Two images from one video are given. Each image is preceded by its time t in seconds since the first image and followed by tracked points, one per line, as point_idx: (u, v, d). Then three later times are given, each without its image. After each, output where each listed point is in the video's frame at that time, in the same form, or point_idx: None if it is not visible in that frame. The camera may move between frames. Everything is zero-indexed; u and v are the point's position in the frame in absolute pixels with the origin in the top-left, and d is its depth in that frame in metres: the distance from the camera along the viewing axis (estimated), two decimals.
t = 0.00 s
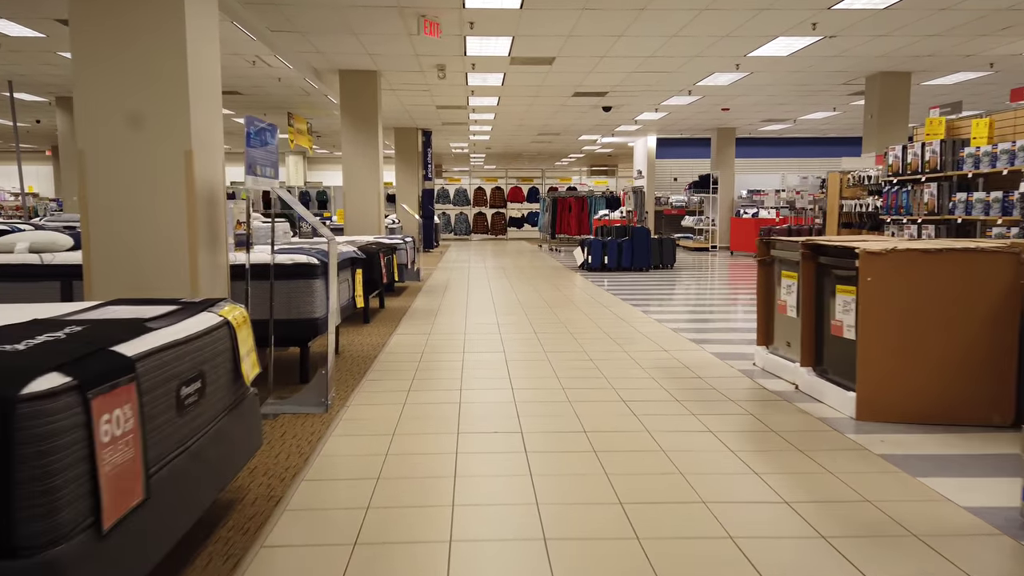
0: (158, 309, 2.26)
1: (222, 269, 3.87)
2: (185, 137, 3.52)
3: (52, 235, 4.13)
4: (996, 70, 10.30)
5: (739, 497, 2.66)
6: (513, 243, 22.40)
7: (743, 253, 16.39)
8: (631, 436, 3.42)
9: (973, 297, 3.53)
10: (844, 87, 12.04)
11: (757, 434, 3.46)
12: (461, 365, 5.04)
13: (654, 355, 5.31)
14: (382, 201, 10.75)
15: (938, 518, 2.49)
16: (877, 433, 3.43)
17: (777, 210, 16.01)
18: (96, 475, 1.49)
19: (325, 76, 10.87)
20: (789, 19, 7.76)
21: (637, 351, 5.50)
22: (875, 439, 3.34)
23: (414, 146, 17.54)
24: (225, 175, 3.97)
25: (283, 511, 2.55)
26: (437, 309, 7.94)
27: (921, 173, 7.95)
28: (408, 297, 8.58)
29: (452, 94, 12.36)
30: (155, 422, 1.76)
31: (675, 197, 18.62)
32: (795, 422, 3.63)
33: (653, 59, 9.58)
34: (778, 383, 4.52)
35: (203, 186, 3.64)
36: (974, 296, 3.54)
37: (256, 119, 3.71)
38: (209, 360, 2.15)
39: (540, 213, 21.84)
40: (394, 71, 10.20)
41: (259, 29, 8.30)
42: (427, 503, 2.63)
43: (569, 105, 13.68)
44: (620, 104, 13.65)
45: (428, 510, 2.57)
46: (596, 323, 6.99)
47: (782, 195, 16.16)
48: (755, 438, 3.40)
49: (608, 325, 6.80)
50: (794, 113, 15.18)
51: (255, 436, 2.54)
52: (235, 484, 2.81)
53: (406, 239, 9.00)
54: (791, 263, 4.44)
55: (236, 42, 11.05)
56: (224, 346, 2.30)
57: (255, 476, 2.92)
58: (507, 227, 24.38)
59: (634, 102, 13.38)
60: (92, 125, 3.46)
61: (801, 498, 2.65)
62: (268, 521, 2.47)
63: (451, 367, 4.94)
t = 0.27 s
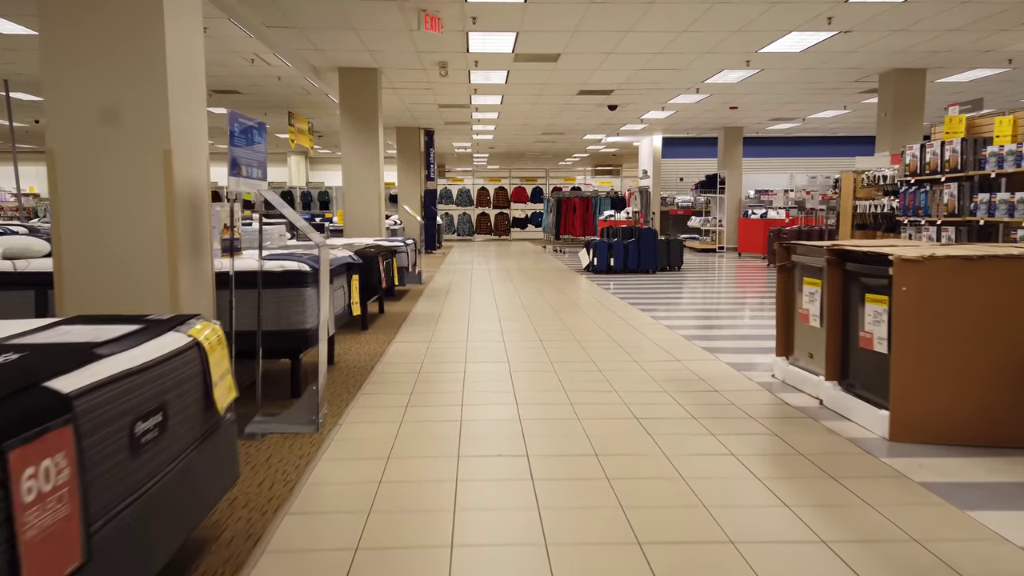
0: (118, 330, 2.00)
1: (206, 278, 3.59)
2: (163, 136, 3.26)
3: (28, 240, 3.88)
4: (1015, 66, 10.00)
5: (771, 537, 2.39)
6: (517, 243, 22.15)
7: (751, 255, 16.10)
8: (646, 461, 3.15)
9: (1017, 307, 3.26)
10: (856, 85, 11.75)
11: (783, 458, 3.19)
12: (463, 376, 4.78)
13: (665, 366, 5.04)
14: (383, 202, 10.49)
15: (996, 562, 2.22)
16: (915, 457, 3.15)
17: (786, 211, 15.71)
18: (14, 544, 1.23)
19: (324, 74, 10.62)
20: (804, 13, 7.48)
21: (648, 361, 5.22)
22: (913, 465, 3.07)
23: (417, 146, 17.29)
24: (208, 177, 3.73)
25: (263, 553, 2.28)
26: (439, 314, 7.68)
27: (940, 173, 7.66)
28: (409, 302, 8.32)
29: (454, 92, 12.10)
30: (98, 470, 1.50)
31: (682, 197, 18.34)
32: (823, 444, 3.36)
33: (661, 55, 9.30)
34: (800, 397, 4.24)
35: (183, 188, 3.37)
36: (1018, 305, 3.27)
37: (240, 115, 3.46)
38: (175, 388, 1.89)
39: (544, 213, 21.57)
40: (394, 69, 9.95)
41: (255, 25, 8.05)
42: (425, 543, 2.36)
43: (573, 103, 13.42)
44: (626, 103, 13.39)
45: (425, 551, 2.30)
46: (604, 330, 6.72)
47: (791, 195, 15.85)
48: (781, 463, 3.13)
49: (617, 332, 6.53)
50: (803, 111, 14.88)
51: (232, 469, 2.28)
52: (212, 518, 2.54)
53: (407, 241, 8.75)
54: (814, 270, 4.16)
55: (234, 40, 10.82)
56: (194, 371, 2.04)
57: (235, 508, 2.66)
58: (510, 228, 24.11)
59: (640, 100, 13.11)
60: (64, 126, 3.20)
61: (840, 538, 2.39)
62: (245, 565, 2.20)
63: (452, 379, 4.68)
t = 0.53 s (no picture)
0: (76, 340, 1.77)
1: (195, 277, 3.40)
2: (143, 126, 3.03)
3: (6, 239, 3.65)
4: None
5: (811, 569, 2.14)
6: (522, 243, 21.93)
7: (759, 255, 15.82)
8: (664, 476, 2.92)
9: None
10: (868, 81, 11.48)
11: (814, 474, 2.94)
12: (466, 382, 4.54)
13: (678, 371, 4.80)
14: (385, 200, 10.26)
15: None
16: (957, 475, 2.90)
17: (795, 210, 15.43)
18: None
19: (325, 70, 10.40)
20: (819, 4, 7.23)
21: (660, 365, 4.98)
22: (957, 483, 2.82)
23: (419, 144, 17.07)
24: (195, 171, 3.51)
25: None
26: (442, 315, 7.46)
27: (961, 170, 7.38)
28: (411, 303, 8.10)
29: (457, 89, 11.88)
30: (30, 511, 1.27)
31: (688, 196, 18.08)
32: (855, 458, 3.11)
33: (670, 49, 9.05)
34: (824, 406, 3.98)
35: (166, 183, 3.14)
36: None
37: (227, 105, 3.19)
38: (140, 405, 1.68)
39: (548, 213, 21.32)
40: (396, 64, 9.72)
41: (252, 19, 7.83)
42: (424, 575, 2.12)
43: (578, 101, 13.18)
44: (632, 100, 13.14)
45: None
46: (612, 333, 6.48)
47: (800, 194, 15.57)
48: (812, 480, 2.88)
49: (625, 335, 6.29)
50: (812, 109, 14.63)
51: (210, 494, 2.05)
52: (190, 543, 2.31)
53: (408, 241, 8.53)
54: (839, 271, 3.91)
55: (233, 36, 10.61)
56: (163, 387, 1.81)
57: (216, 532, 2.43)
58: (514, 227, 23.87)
59: (647, 97, 12.87)
60: (39, 114, 2.98)
61: (887, 569, 2.14)
62: None
63: (453, 386, 4.43)
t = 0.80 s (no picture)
0: (18, 363, 1.52)
1: (175, 286, 3.16)
2: (120, 119, 2.79)
3: None
4: None
5: None
6: (524, 244, 21.69)
7: (766, 256, 15.56)
8: (687, 505, 2.66)
9: None
10: (880, 79, 11.22)
11: (854, 503, 2.68)
12: (469, 394, 4.27)
13: (693, 381, 4.54)
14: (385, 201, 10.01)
15: None
16: (1012, 504, 2.64)
17: (803, 211, 15.16)
18: None
19: (324, 67, 10.16)
20: None
21: (673, 375, 4.72)
22: (1014, 513, 2.55)
23: (421, 143, 16.82)
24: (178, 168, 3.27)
25: None
26: (444, 320, 7.20)
27: (981, 170, 7.10)
28: (412, 307, 7.84)
29: (460, 87, 11.63)
30: None
31: (693, 197, 17.82)
32: (897, 484, 2.85)
33: (679, 45, 8.79)
34: (853, 421, 3.72)
35: (143, 182, 2.89)
36: None
37: (210, 96, 2.94)
38: (94, 439, 1.43)
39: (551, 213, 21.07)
40: (397, 61, 9.48)
41: (248, 13, 7.59)
42: None
43: (583, 99, 12.92)
44: (638, 98, 12.89)
45: None
46: (620, 339, 6.22)
47: (808, 194, 15.28)
48: (853, 510, 2.61)
49: (634, 342, 6.03)
50: (821, 107, 14.37)
51: (183, 535, 1.78)
52: None
53: (408, 242, 8.28)
54: (870, 276, 3.66)
55: (231, 32, 10.38)
56: (121, 417, 1.54)
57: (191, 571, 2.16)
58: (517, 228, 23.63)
59: (653, 95, 12.62)
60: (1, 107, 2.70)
61: None
62: None
63: (456, 398, 4.17)
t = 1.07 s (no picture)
0: None
1: (149, 297, 2.92)
2: (87, 114, 2.56)
3: None
4: None
5: None
6: (524, 245, 21.45)
7: (770, 258, 15.33)
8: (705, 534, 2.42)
9: None
10: (888, 77, 11.00)
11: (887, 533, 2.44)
12: (468, 406, 4.04)
13: (704, 393, 4.30)
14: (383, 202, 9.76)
15: None
16: None
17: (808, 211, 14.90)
18: None
19: (320, 65, 9.93)
20: None
21: (683, 386, 4.49)
22: None
23: (420, 143, 16.58)
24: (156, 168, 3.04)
25: None
26: (443, 325, 6.96)
27: (997, 170, 6.88)
28: (409, 311, 7.60)
29: (459, 85, 11.39)
30: None
31: (696, 197, 17.58)
32: (931, 510, 2.61)
33: (683, 42, 8.57)
34: (877, 438, 3.48)
35: (111, 184, 2.66)
36: None
37: (186, 91, 2.65)
38: (25, 490, 1.20)
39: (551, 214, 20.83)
40: (395, 59, 9.25)
41: (241, 8, 7.36)
42: None
43: (585, 98, 12.70)
44: (641, 97, 12.67)
45: None
46: (626, 345, 5.98)
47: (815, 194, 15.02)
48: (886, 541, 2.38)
49: (640, 349, 5.79)
50: (826, 107, 14.14)
51: None
52: None
53: (406, 245, 8.05)
54: (895, 284, 3.45)
55: (225, 29, 10.15)
56: (63, 459, 1.31)
57: None
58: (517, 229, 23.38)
59: (656, 94, 12.38)
60: None
61: None
62: None
63: (454, 410, 3.94)
